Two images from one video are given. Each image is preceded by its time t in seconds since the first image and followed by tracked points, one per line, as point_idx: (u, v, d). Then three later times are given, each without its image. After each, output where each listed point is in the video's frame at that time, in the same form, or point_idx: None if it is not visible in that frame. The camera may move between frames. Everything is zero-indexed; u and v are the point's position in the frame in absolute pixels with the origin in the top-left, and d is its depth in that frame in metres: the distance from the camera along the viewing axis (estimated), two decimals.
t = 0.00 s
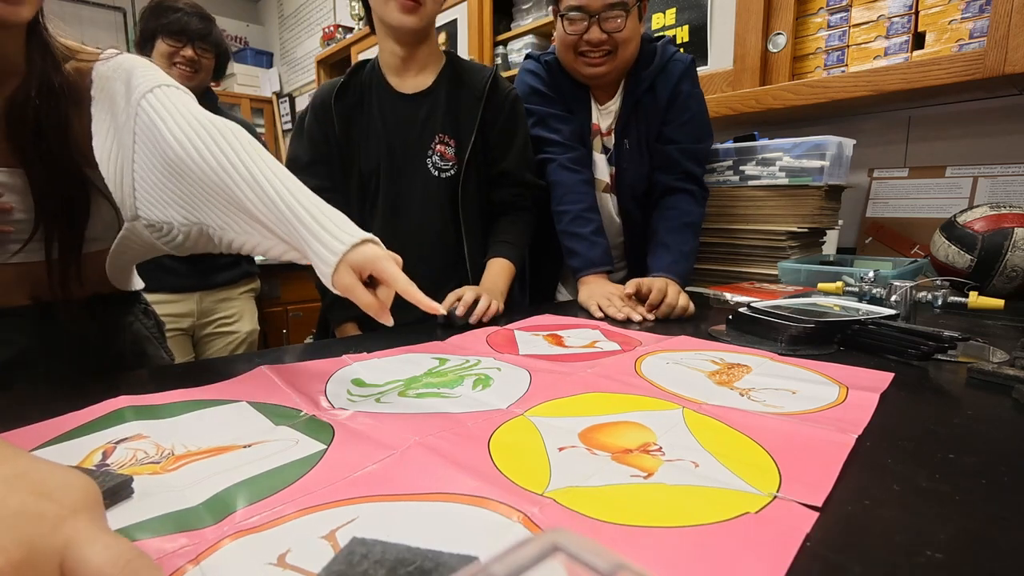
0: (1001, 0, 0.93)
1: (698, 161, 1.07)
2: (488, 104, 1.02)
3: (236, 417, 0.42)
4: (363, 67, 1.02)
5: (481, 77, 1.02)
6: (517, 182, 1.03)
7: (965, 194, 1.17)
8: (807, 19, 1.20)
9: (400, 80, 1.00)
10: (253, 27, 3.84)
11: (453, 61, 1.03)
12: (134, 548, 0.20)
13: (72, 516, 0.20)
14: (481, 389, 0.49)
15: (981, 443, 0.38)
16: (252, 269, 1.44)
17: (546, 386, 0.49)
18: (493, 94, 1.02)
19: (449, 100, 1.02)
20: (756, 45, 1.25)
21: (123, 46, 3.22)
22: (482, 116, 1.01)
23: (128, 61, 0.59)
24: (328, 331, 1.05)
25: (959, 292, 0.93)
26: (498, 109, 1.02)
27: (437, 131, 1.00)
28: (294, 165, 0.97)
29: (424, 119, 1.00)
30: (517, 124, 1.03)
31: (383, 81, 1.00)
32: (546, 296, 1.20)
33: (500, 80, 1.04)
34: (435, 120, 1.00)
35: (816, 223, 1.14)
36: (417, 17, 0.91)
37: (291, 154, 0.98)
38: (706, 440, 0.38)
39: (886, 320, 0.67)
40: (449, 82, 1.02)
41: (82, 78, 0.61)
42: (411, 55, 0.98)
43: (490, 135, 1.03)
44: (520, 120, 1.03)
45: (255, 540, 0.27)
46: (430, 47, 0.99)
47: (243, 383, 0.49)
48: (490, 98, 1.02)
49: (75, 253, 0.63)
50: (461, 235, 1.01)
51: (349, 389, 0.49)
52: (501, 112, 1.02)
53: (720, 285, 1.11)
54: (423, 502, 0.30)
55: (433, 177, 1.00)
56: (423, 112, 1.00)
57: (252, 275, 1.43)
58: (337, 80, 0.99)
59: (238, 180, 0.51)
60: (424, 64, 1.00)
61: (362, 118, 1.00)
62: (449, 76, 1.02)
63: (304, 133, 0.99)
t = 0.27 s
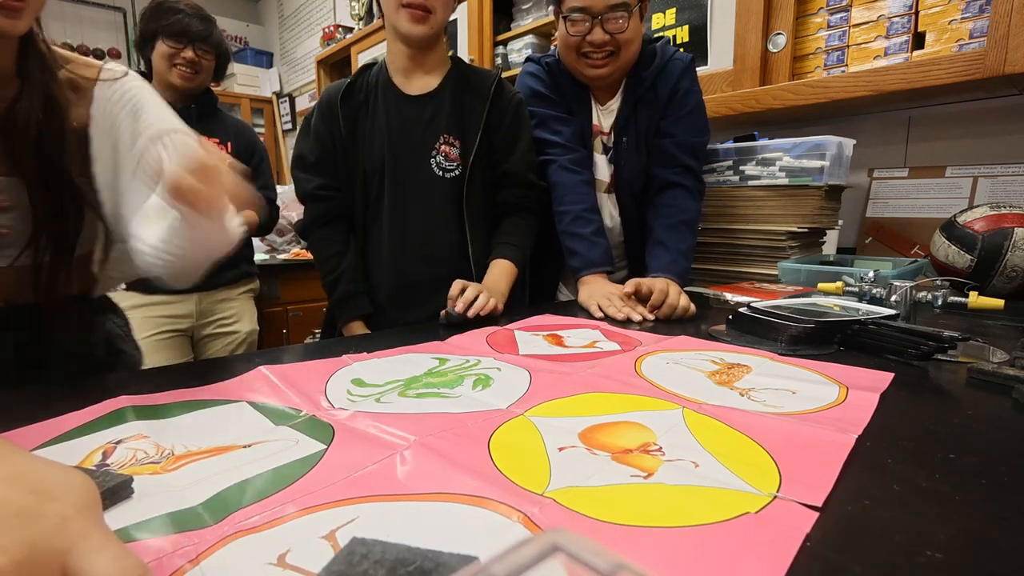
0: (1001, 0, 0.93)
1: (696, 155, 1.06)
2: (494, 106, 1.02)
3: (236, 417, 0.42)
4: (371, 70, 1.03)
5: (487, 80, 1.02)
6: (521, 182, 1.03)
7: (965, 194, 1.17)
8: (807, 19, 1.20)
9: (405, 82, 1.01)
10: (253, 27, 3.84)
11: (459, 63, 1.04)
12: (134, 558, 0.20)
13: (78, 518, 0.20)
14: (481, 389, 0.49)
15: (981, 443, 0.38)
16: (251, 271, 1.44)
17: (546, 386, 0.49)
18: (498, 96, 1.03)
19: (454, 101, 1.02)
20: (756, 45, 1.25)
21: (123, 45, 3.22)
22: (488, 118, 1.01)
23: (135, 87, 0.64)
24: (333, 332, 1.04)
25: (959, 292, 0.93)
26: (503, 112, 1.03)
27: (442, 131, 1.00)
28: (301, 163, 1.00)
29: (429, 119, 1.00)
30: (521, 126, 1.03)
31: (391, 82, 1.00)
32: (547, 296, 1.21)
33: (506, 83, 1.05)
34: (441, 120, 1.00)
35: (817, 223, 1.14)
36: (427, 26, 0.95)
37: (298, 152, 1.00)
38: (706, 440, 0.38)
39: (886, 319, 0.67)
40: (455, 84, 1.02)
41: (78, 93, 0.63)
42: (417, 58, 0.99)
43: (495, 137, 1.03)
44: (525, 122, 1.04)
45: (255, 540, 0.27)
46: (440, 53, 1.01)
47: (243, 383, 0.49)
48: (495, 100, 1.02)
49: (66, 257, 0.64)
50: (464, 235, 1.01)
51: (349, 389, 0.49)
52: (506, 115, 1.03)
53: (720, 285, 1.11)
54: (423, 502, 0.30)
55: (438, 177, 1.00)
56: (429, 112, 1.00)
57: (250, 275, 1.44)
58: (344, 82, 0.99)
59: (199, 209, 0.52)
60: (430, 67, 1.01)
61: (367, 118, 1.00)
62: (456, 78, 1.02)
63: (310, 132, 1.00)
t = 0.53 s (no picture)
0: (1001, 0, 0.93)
1: (693, 146, 1.06)
2: (496, 108, 1.02)
3: (235, 417, 0.42)
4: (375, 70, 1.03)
5: (491, 82, 1.03)
6: (523, 184, 1.03)
7: (965, 194, 1.17)
8: (807, 19, 1.20)
9: (409, 82, 1.01)
10: (253, 26, 3.84)
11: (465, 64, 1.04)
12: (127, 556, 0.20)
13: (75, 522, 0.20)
14: (481, 389, 0.49)
15: (981, 443, 0.38)
16: (252, 270, 1.44)
17: (546, 386, 0.49)
18: (501, 97, 1.03)
19: (457, 102, 1.02)
20: (756, 45, 1.25)
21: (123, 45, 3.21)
22: (490, 119, 1.02)
23: (24, 85, 0.48)
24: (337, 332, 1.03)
25: (959, 292, 0.93)
26: (505, 115, 1.03)
27: (445, 132, 1.00)
28: (305, 161, 1.00)
29: (432, 119, 1.00)
30: (524, 128, 1.03)
31: (395, 83, 1.00)
32: (547, 296, 1.21)
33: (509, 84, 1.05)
34: (443, 121, 1.00)
35: (817, 223, 1.14)
36: (434, 34, 0.95)
37: (302, 150, 1.00)
38: (706, 440, 0.38)
39: (886, 320, 0.67)
40: (459, 85, 1.02)
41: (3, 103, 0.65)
42: (421, 61, 0.99)
43: (498, 139, 1.03)
44: (528, 124, 1.04)
45: (255, 540, 0.27)
46: (445, 56, 1.01)
47: (243, 383, 0.49)
48: (498, 103, 1.03)
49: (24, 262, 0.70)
50: (465, 236, 1.01)
51: (349, 389, 0.49)
52: (508, 118, 1.03)
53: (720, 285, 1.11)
54: (423, 502, 0.30)
55: (440, 178, 1.00)
56: (432, 113, 1.00)
57: (251, 275, 1.44)
58: (348, 82, 0.99)
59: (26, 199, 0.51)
60: (434, 70, 1.01)
61: (371, 118, 1.00)
62: (459, 79, 1.02)
63: (315, 130, 1.00)
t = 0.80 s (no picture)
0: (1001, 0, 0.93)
1: (691, 138, 1.05)
2: (497, 110, 1.03)
3: (235, 417, 0.42)
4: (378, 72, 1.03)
5: (491, 84, 1.03)
6: (523, 186, 1.03)
7: (965, 194, 1.17)
8: (807, 19, 1.20)
9: (412, 82, 1.01)
10: (253, 26, 3.84)
11: (467, 65, 1.04)
12: (129, 555, 0.20)
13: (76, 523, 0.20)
14: (481, 389, 0.49)
15: (981, 443, 0.38)
16: (252, 271, 1.44)
17: (546, 386, 0.49)
18: (502, 99, 1.03)
19: (460, 103, 1.02)
20: (756, 45, 1.25)
21: (122, 45, 3.21)
22: (491, 121, 1.02)
23: None
24: (338, 330, 1.03)
25: (959, 292, 0.93)
26: (507, 117, 1.03)
27: (446, 133, 1.01)
28: (310, 160, 0.99)
29: (434, 121, 1.00)
30: (525, 130, 1.03)
31: (398, 85, 1.00)
32: (548, 297, 1.21)
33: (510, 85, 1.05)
34: (445, 122, 1.00)
35: (816, 223, 1.14)
36: (434, 36, 0.95)
37: (306, 149, 1.00)
38: (706, 440, 0.38)
39: (886, 319, 0.67)
40: (461, 86, 1.02)
41: None
42: (424, 61, 0.99)
43: (499, 140, 1.03)
44: (529, 126, 1.04)
45: (255, 540, 0.27)
46: (449, 56, 1.01)
47: (243, 383, 0.49)
48: (499, 105, 1.03)
49: None
50: (466, 237, 1.01)
51: (349, 389, 0.49)
52: (510, 120, 1.03)
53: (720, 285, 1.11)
54: (422, 503, 0.30)
55: (441, 179, 1.00)
56: (435, 113, 1.00)
57: (251, 275, 1.44)
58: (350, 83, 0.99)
59: None
60: (437, 70, 1.01)
61: (373, 119, 0.99)
62: (461, 81, 1.03)
63: (319, 130, 1.00)
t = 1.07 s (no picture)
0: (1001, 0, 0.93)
1: (696, 138, 1.06)
2: (497, 111, 1.02)
3: (235, 417, 0.42)
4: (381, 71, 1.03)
5: (492, 86, 1.03)
6: (523, 186, 1.03)
7: (964, 194, 1.17)
8: (807, 19, 1.20)
9: (413, 83, 1.01)
10: (253, 26, 3.84)
11: (469, 65, 1.04)
12: (128, 556, 0.20)
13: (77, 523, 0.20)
14: (481, 389, 0.49)
15: (981, 443, 0.38)
16: (251, 271, 1.44)
17: (546, 386, 0.49)
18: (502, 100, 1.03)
19: (461, 103, 1.02)
20: (756, 45, 1.25)
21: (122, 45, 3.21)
22: (491, 122, 1.02)
23: None
24: (339, 330, 1.03)
25: (959, 292, 0.93)
26: (507, 118, 1.03)
27: (446, 134, 1.01)
28: (312, 160, 0.99)
29: (434, 121, 1.00)
30: (525, 131, 1.03)
31: (399, 85, 1.00)
32: (548, 296, 1.21)
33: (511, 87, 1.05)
34: (445, 123, 1.00)
35: (816, 223, 1.14)
36: (434, 37, 0.95)
37: (308, 149, 1.00)
38: (706, 440, 0.38)
39: (886, 320, 0.67)
40: (462, 87, 1.02)
41: None
42: (425, 62, 0.99)
43: (498, 141, 1.03)
44: (530, 127, 1.04)
45: (255, 540, 0.27)
46: (450, 56, 1.01)
47: (243, 383, 0.49)
48: (499, 106, 1.03)
49: None
50: (465, 237, 1.01)
51: (349, 389, 0.49)
52: (510, 120, 1.03)
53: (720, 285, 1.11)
54: (422, 502, 0.30)
55: (441, 180, 1.00)
56: (435, 113, 1.00)
57: (251, 275, 1.44)
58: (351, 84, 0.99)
59: None
60: (438, 70, 1.01)
61: (374, 119, 1.00)
62: (462, 81, 1.03)
63: (321, 129, 1.00)
